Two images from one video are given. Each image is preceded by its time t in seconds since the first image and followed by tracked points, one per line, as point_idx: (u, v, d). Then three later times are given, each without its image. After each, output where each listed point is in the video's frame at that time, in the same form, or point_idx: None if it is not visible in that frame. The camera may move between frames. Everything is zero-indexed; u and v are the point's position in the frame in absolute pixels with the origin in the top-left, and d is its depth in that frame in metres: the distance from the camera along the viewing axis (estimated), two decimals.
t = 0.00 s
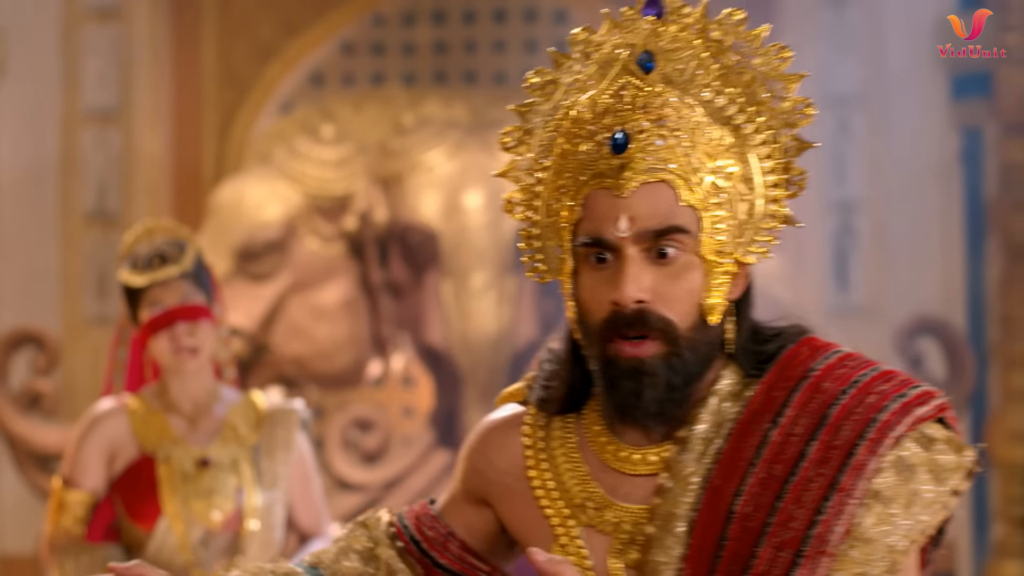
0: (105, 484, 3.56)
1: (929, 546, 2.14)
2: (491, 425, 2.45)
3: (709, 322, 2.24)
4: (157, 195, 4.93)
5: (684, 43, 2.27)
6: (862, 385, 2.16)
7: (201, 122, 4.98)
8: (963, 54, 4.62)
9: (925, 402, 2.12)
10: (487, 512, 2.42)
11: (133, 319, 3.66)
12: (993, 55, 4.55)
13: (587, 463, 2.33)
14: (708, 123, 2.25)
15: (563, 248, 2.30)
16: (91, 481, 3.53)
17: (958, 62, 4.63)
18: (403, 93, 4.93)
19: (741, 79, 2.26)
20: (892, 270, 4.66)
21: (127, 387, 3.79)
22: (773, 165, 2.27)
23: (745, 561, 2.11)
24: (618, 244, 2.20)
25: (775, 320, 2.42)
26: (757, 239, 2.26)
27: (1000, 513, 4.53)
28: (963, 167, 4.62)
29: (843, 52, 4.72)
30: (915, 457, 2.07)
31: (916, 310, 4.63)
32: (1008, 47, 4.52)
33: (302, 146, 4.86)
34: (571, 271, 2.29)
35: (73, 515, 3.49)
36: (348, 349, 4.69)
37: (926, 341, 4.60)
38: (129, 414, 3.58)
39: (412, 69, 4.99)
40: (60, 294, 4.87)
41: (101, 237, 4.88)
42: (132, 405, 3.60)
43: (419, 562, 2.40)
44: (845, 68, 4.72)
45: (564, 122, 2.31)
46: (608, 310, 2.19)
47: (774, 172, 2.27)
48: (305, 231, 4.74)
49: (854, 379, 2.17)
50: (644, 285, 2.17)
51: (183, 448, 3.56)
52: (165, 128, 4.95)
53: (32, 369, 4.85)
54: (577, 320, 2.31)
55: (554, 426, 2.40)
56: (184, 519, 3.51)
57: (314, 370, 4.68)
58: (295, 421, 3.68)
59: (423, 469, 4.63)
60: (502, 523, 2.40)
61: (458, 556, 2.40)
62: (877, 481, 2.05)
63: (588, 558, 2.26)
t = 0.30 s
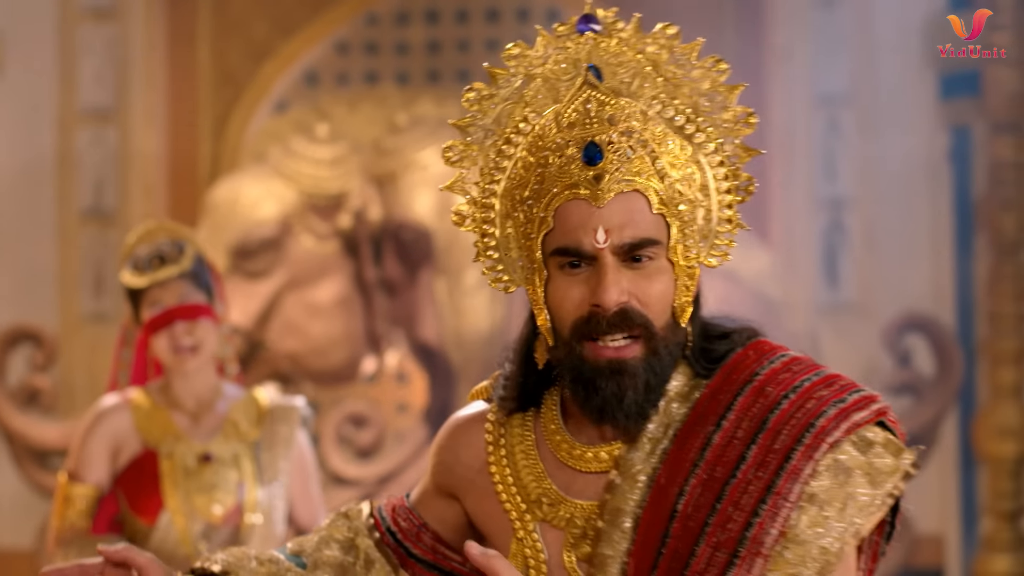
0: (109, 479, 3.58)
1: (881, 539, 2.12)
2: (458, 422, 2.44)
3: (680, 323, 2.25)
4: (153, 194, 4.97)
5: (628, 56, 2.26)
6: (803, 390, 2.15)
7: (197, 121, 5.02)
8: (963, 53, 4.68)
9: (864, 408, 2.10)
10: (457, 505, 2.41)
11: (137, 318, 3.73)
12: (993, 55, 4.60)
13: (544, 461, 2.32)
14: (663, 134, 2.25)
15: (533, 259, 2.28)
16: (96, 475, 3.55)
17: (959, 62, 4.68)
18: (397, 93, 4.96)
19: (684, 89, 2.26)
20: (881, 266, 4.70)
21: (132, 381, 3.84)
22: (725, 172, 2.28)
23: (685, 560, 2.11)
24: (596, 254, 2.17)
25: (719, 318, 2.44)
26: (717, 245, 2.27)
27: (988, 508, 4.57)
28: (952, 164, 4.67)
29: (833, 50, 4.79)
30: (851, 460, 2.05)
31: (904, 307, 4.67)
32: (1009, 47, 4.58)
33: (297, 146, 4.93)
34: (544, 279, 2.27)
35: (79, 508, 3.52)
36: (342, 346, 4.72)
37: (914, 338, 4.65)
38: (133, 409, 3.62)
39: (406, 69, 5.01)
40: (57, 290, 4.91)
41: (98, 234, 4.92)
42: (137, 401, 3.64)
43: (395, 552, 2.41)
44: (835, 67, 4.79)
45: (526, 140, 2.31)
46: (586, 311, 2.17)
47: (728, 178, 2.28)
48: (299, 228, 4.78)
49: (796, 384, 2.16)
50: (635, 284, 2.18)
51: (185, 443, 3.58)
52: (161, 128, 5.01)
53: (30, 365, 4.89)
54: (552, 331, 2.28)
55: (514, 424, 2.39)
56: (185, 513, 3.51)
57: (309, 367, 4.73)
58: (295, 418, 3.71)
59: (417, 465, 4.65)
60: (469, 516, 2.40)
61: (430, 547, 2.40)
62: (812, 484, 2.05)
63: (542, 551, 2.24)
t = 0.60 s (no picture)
0: (113, 471, 3.66)
1: (868, 527, 2.18)
2: (462, 414, 2.51)
3: (668, 322, 2.30)
4: (148, 191, 5.04)
5: (616, 66, 2.34)
6: (781, 382, 2.20)
7: (192, 119, 5.10)
8: (963, 54, 4.74)
9: (839, 401, 2.16)
10: (461, 493, 2.48)
11: (139, 314, 3.79)
12: (993, 56, 4.64)
13: (540, 452, 2.39)
14: (651, 142, 2.32)
15: (528, 262, 2.34)
16: (101, 468, 3.63)
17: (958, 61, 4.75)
18: (390, 90, 5.04)
19: (670, 98, 2.34)
20: (868, 262, 4.78)
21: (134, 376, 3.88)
22: (710, 176, 2.35)
23: (660, 539, 2.18)
24: (588, 258, 2.23)
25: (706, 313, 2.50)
26: (704, 248, 2.34)
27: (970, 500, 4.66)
28: (937, 160, 4.73)
29: (820, 48, 4.87)
30: (824, 453, 2.12)
31: (890, 302, 4.75)
32: (1008, 46, 4.61)
33: (292, 142, 4.99)
34: (539, 281, 2.33)
35: (86, 501, 3.58)
36: (336, 340, 4.80)
37: (898, 332, 4.73)
38: (135, 403, 3.70)
39: (398, 65, 5.07)
40: (53, 285, 4.97)
41: (95, 231, 4.99)
42: (139, 395, 3.72)
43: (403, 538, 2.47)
44: (822, 64, 4.87)
45: (519, 147, 2.37)
46: (582, 314, 2.23)
47: (713, 182, 2.36)
48: (293, 224, 4.85)
49: (775, 377, 2.21)
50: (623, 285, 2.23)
51: (186, 435, 3.65)
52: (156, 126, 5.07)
53: (28, 359, 4.95)
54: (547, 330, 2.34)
55: (512, 416, 2.46)
56: (184, 503, 3.57)
57: (303, 361, 4.80)
58: (294, 413, 3.75)
59: (408, 458, 4.74)
60: (471, 504, 2.46)
61: (437, 533, 2.46)
62: (783, 472, 2.12)
63: (538, 538, 2.32)
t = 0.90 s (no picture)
0: (112, 463, 3.74)
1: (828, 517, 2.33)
2: (441, 405, 2.61)
3: (637, 318, 2.40)
4: (142, 187, 5.09)
5: (598, 74, 2.43)
6: (750, 373, 2.34)
7: (185, 115, 5.13)
8: (963, 53, 4.76)
9: (804, 391, 2.30)
10: (441, 483, 2.59)
11: (137, 310, 3.84)
12: (994, 55, 4.75)
13: (518, 439, 2.50)
14: (627, 146, 2.42)
15: (507, 257, 2.44)
16: (100, 460, 3.72)
17: (962, 61, 4.76)
18: (381, 88, 5.08)
19: (650, 105, 2.42)
20: (852, 257, 4.86)
21: (131, 371, 3.96)
22: (684, 181, 2.44)
23: (638, 521, 2.31)
24: (560, 254, 2.34)
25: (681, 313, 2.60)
26: (674, 248, 2.43)
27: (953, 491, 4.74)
28: (920, 158, 4.81)
29: (805, 45, 4.94)
30: (790, 438, 2.26)
31: (874, 296, 4.82)
32: (1008, 46, 4.73)
33: (284, 140, 5.05)
34: (515, 277, 2.44)
35: (87, 492, 3.66)
36: (328, 334, 4.87)
37: (882, 326, 4.81)
38: (132, 397, 3.77)
39: (389, 63, 5.13)
40: (49, 281, 5.04)
41: (89, 227, 5.06)
42: (135, 388, 3.79)
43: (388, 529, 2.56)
44: (807, 62, 4.94)
45: (502, 148, 2.46)
46: (552, 310, 2.34)
47: (687, 187, 2.44)
48: (286, 220, 4.93)
49: (743, 368, 2.35)
50: (597, 285, 2.34)
51: (182, 428, 3.73)
52: (150, 122, 5.13)
53: (24, 354, 5.02)
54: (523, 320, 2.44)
55: (491, 406, 2.56)
56: (182, 494, 3.66)
57: (295, 355, 4.88)
58: (288, 405, 3.82)
59: (400, 450, 4.81)
60: (451, 493, 2.57)
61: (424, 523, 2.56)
62: (752, 453, 2.26)
63: (517, 522, 2.43)
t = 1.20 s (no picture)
0: (110, 455, 3.83)
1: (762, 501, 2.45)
2: (398, 397, 2.67)
3: (564, 313, 2.46)
4: (136, 182, 5.17)
5: (553, 84, 2.49)
6: (695, 362, 2.46)
7: (178, 112, 5.21)
8: (963, 53, 4.82)
9: (746, 377, 2.43)
10: (400, 474, 2.63)
11: (134, 307, 3.93)
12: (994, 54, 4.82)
13: (475, 429, 2.57)
14: (567, 150, 2.48)
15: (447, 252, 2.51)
16: (99, 453, 3.80)
17: (961, 61, 4.82)
18: (371, 86, 5.17)
19: (598, 114, 2.49)
20: (835, 252, 4.94)
21: (128, 364, 4.06)
22: (621, 186, 2.50)
23: (606, 507, 2.39)
24: (489, 250, 2.42)
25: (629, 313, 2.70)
26: (608, 246, 2.50)
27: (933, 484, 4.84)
28: (902, 155, 4.90)
29: (790, 43, 5.02)
30: (738, 419, 2.38)
31: (856, 291, 4.92)
32: (1008, 46, 4.80)
33: (277, 138, 5.14)
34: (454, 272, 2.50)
35: (86, 484, 3.75)
36: (320, 329, 4.96)
37: (863, 321, 4.91)
38: (130, 390, 3.86)
39: (380, 61, 5.21)
40: (44, 275, 5.13)
41: (84, 222, 5.15)
42: (132, 382, 3.88)
43: (354, 521, 2.59)
44: (791, 60, 5.01)
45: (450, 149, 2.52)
46: (479, 301, 2.42)
47: (623, 192, 2.51)
48: (278, 217, 5.01)
49: (689, 358, 2.47)
50: (526, 278, 2.42)
51: (178, 422, 3.82)
52: (143, 120, 5.20)
53: (21, 348, 5.11)
54: (462, 305, 2.49)
55: (448, 398, 2.63)
56: (177, 487, 3.76)
57: (287, 349, 4.96)
58: (281, 399, 3.91)
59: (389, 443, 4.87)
60: (411, 486, 2.62)
61: (387, 513, 2.60)
62: (706, 434, 2.37)
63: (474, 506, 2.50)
